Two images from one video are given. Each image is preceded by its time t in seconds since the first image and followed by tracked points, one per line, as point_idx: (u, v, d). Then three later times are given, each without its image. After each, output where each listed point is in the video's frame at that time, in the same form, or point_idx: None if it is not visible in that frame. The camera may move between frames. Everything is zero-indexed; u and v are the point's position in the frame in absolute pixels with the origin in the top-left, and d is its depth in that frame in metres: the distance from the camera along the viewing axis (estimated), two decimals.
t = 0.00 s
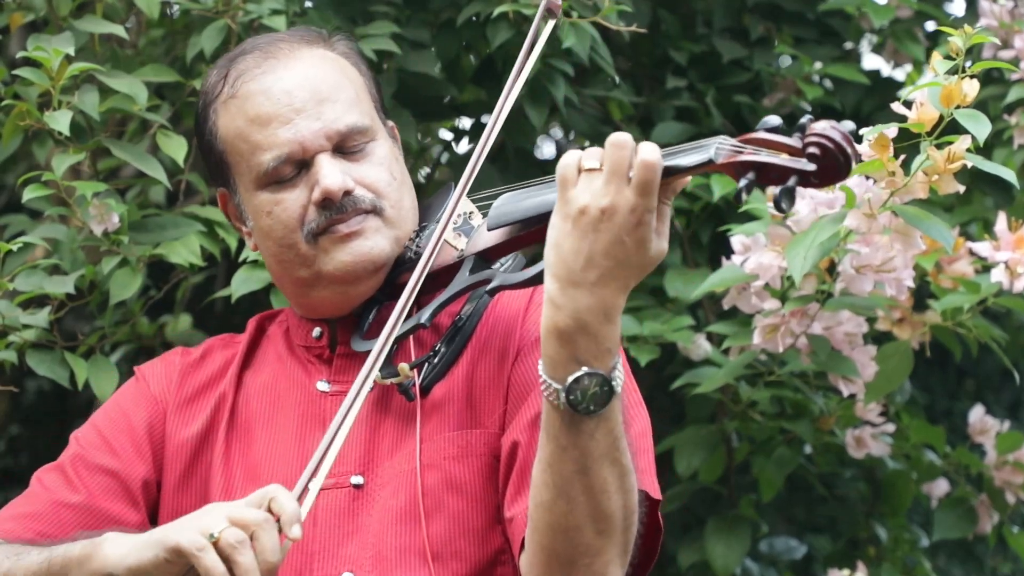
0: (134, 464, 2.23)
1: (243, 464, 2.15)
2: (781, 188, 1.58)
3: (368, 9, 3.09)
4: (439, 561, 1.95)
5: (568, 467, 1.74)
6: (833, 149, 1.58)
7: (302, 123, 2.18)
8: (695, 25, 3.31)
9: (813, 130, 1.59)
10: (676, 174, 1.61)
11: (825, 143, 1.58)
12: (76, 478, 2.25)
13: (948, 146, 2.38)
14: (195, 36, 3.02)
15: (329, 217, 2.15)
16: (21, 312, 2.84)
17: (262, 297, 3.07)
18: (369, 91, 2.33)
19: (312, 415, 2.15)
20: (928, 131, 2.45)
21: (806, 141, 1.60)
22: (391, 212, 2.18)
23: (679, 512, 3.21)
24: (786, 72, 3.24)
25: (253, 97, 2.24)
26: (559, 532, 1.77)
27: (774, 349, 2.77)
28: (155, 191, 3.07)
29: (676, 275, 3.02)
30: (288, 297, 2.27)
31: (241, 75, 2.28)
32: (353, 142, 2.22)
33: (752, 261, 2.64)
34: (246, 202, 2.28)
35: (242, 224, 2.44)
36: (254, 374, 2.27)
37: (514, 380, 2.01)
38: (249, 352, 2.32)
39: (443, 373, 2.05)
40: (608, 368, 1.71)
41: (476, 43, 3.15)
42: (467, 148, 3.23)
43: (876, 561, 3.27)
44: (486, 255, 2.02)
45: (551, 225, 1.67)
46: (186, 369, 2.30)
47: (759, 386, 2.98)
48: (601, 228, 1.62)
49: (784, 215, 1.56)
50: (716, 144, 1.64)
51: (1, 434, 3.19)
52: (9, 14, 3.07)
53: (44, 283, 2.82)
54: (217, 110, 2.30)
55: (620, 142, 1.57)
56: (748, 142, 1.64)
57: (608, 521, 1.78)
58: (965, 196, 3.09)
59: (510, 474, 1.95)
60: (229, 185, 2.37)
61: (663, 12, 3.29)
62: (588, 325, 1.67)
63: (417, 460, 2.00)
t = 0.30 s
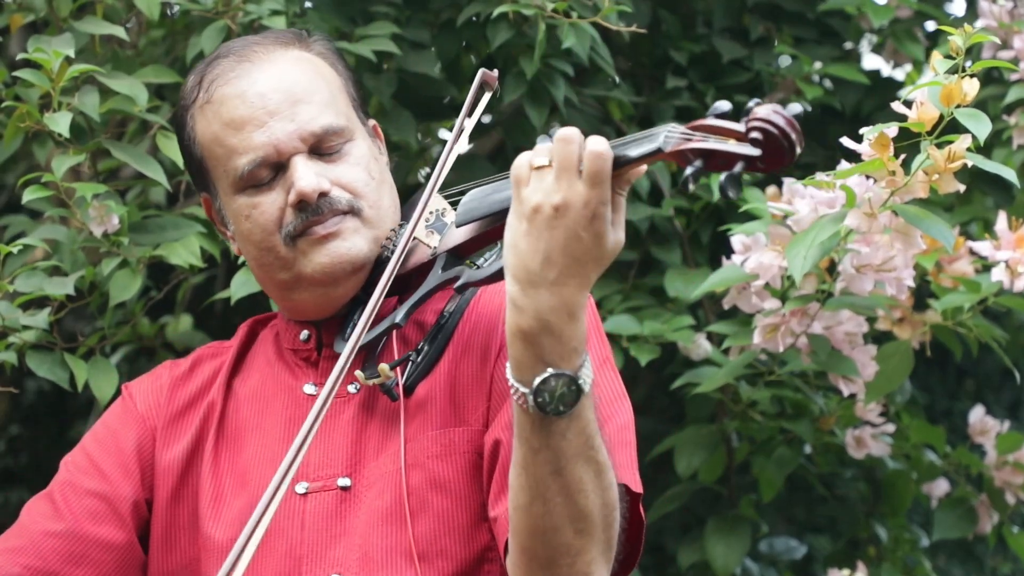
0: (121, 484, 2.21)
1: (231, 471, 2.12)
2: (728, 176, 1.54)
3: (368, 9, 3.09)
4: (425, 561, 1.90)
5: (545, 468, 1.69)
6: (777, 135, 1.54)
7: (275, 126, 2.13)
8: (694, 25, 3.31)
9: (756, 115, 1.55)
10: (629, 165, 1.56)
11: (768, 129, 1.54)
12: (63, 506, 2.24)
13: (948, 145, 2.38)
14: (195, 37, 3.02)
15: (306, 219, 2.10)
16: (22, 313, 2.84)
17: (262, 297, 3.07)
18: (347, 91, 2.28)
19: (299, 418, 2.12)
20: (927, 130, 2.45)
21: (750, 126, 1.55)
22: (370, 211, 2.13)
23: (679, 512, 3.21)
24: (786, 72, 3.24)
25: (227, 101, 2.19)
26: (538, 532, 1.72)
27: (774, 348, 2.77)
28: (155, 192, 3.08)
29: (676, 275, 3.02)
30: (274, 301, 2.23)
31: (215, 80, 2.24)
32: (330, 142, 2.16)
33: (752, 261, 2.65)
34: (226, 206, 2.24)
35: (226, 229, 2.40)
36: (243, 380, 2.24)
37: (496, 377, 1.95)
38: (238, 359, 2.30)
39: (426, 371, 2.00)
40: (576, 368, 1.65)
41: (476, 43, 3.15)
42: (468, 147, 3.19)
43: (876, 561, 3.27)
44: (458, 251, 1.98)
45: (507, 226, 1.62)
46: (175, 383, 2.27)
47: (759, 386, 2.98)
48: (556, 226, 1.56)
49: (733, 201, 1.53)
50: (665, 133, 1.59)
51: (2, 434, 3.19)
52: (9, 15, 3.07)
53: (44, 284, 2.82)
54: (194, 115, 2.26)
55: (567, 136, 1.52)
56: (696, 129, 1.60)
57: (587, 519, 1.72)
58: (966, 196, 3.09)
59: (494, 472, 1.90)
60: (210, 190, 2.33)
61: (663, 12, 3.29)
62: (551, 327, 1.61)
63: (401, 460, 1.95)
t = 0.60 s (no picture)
0: (123, 470, 2.21)
1: (234, 458, 2.12)
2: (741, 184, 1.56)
3: (368, 9, 3.09)
4: (423, 559, 1.89)
5: (546, 470, 1.69)
6: (792, 146, 1.55)
7: (304, 106, 2.16)
8: (695, 25, 3.31)
9: (773, 125, 1.56)
10: (646, 168, 1.58)
11: (784, 139, 1.55)
12: (65, 491, 2.24)
13: (947, 144, 2.37)
14: (195, 37, 3.02)
15: (325, 202, 2.13)
16: (22, 313, 2.85)
17: (262, 297, 3.07)
18: (382, 83, 2.31)
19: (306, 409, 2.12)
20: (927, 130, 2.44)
21: (767, 136, 1.57)
22: (390, 202, 2.14)
23: (680, 511, 3.21)
24: (786, 72, 3.24)
25: (262, 79, 2.23)
26: (535, 534, 1.71)
27: (774, 348, 2.77)
28: (155, 192, 3.08)
29: (676, 275, 3.02)
30: (290, 284, 2.25)
31: (253, 57, 2.27)
32: (358, 130, 2.19)
33: (752, 261, 2.65)
34: (250, 184, 2.27)
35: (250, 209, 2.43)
36: (253, 369, 2.25)
37: (505, 378, 1.97)
38: (249, 348, 2.31)
39: (435, 368, 2.00)
40: (583, 369, 1.66)
41: (476, 43, 3.15)
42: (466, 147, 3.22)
43: (876, 561, 3.27)
44: (473, 249, 2.00)
45: (520, 225, 1.63)
46: (185, 370, 2.28)
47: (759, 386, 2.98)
48: (571, 225, 1.58)
49: (744, 210, 1.55)
50: (683, 138, 1.60)
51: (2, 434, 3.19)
52: (9, 15, 3.07)
53: (45, 285, 2.82)
54: (229, 91, 2.30)
55: (584, 136, 1.54)
56: (714, 137, 1.60)
57: (584, 524, 1.72)
58: (966, 197, 3.09)
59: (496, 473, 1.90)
60: (237, 167, 2.37)
61: (663, 12, 3.29)
62: (562, 327, 1.63)
63: (405, 457, 1.95)
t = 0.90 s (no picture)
0: (148, 447, 2.23)
1: (257, 452, 2.16)
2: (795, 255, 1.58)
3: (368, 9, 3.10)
4: None
5: (574, 513, 1.74)
6: (853, 222, 1.55)
7: (352, 112, 2.16)
8: (694, 25, 3.31)
9: (835, 202, 1.57)
10: (697, 224, 1.62)
11: (845, 216, 1.55)
12: (90, 459, 2.25)
13: (946, 146, 2.39)
14: (195, 37, 3.02)
15: (367, 210, 2.16)
16: (22, 313, 2.85)
17: (262, 297, 3.07)
18: (429, 86, 2.31)
19: (331, 410, 2.15)
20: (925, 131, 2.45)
21: (828, 211, 1.58)
22: (432, 213, 2.18)
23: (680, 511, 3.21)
24: (786, 72, 3.24)
25: (309, 78, 2.22)
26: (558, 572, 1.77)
27: (773, 349, 2.77)
28: (155, 191, 3.07)
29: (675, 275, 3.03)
30: (323, 282, 2.28)
31: (302, 54, 2.26)
32: (403, 137, 2.20)
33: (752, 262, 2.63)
34: (290, 180, 2.27)
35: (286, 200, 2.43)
36: (281, 361, 2.28)
37: (532, 401, 2.01)
38: (278, 338, 2.33)
39: (464, 383, 2.04)
40: (618, 417, 1.71)
41: (476, 43, 3.15)
42: (467, 147, 3.21)
43: (876, 561, 3.28)
44: (512, 272, 2.03)
45: (564, 269, 1.69)
46: (215, 353, 2.30)
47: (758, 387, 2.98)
48: (618, 270, 1.63)
49: (799, 282, 1.53)
50: (742, 199, 1.64)
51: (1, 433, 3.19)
52: (9, 15, 3.07)
53: (45, 284, 2.82)
54: (274, 84, 2.29)
55: (631, 184, 1.63)
56: (774, 201, 1.64)
57: (609, 565, 1.77)
58: (966, 197, 3.09)
59: (519, 497, 1.94)
60: (276, 160, 2.37)
61: (663, 12, 3.29)
62: (602, 372, 1.67)
63: (429, 472, 1.99)
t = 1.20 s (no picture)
0: (172, 427, 2.22)
1: (276, 441, 2.16)
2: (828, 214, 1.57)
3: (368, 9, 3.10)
4: (461, 560, 1.94)
5: (595, 485, 1.75)
6: (885, 179, 1.55)
7: (373, 101, 2.17)
8: (695, 25, 3.31)
9: (866, 159, 1.57)
10: (725, 191, 1.64)
11: (877, 172, 1.55)
12: (116, 430, 2.24)
13: (947, 147, 2.39)
14: (195, 37, 3.02)
15: (387, 197, 2.15)
16: (23, 314, 2.86)
17: (262, 298, 3.07)
18: (449, 82, 2.31)
19: (350, 401, 2.16)
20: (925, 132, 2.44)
21: (859, 169, 1.58)
22: (451, 203, 2.18)
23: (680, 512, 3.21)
24: (786, 73, 3.25)
25: (331, 68, 2.23)
26: (578, 548, 1.77)
27: (773, 350, 2.77)
28: (155, 192, 3.07)
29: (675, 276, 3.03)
30: (340, 274, 2.27)
31: (324, 46, 2.28)
32: (423, 128, 2.20)
33: (751, 263, 2.64)
34: (309, 171, 2.28)
35: (305, 195, 2.43)
36: (299, 353, 2.27)
37: (552, 387, 2.00)
38: (298, 329, 2.32)
39: (483, 370, 2.04)
40: (642, 387, 1.71)
41: (476, 43, 3.15)
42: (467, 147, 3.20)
43: (876, 561, 3.28)
44: (535, 256, 2.04)
45: (593, 238, 1.69)
46: (236, 341, 2.29)
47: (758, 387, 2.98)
48: (648, 241, 1.64)
49: (829, 241, 1.54)
50: (770, 164, 1.65)
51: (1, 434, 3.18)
52: (10, 16, 3.07)
53: (45, 285, 2.83)
54: (296, 76, 2.30)
55: (668, 155, 1.63)
56: (801, 165, 1.63)
57: (628, 541, 1.78)
58: (966, 197, 3.09)
59: (537, 481, 1.95)
60: (297, 153, 2.37)
61: (663, 12, 3.29)
62: (627, 341, 1.68)
63: (448, 458, 2.00)
